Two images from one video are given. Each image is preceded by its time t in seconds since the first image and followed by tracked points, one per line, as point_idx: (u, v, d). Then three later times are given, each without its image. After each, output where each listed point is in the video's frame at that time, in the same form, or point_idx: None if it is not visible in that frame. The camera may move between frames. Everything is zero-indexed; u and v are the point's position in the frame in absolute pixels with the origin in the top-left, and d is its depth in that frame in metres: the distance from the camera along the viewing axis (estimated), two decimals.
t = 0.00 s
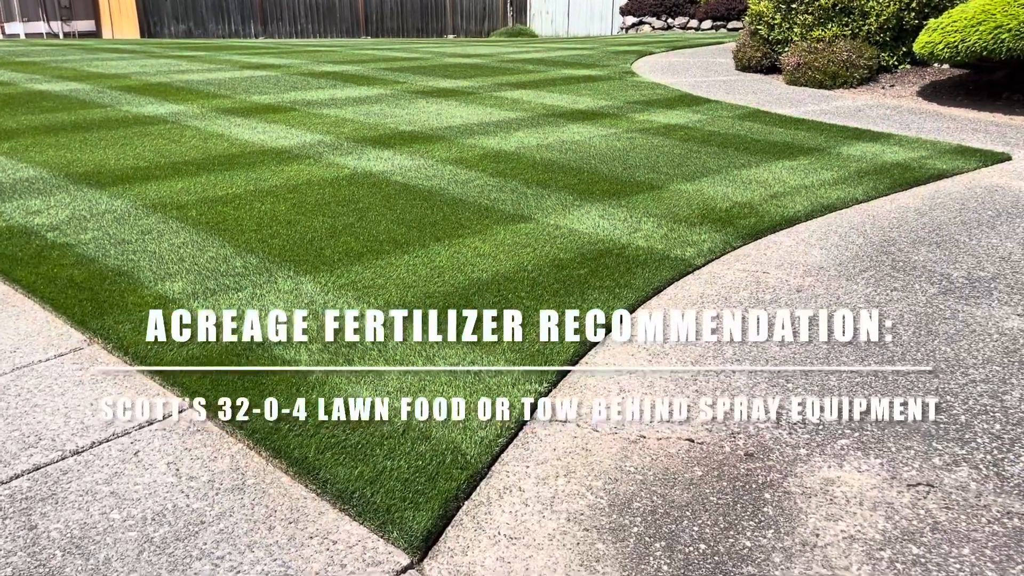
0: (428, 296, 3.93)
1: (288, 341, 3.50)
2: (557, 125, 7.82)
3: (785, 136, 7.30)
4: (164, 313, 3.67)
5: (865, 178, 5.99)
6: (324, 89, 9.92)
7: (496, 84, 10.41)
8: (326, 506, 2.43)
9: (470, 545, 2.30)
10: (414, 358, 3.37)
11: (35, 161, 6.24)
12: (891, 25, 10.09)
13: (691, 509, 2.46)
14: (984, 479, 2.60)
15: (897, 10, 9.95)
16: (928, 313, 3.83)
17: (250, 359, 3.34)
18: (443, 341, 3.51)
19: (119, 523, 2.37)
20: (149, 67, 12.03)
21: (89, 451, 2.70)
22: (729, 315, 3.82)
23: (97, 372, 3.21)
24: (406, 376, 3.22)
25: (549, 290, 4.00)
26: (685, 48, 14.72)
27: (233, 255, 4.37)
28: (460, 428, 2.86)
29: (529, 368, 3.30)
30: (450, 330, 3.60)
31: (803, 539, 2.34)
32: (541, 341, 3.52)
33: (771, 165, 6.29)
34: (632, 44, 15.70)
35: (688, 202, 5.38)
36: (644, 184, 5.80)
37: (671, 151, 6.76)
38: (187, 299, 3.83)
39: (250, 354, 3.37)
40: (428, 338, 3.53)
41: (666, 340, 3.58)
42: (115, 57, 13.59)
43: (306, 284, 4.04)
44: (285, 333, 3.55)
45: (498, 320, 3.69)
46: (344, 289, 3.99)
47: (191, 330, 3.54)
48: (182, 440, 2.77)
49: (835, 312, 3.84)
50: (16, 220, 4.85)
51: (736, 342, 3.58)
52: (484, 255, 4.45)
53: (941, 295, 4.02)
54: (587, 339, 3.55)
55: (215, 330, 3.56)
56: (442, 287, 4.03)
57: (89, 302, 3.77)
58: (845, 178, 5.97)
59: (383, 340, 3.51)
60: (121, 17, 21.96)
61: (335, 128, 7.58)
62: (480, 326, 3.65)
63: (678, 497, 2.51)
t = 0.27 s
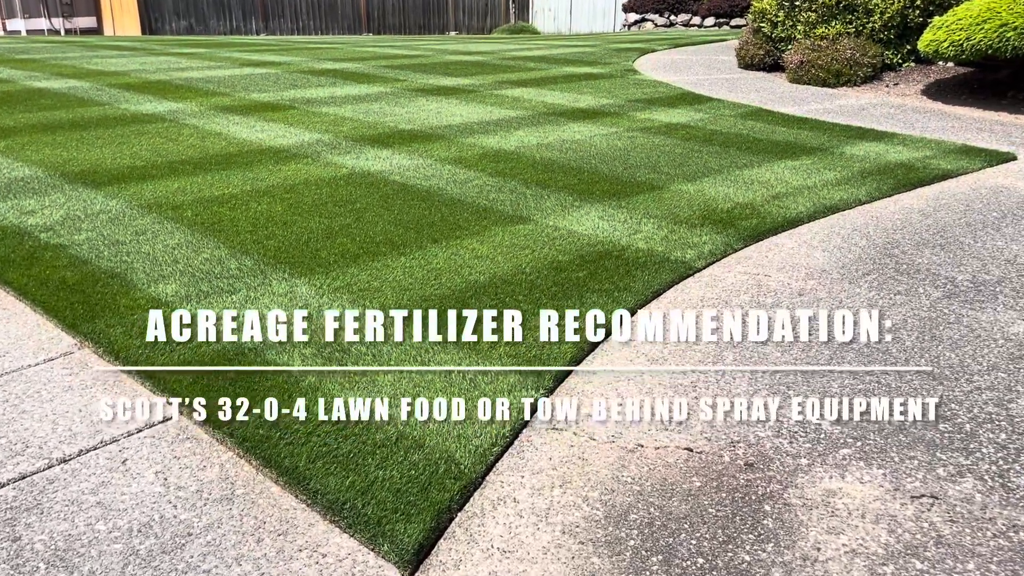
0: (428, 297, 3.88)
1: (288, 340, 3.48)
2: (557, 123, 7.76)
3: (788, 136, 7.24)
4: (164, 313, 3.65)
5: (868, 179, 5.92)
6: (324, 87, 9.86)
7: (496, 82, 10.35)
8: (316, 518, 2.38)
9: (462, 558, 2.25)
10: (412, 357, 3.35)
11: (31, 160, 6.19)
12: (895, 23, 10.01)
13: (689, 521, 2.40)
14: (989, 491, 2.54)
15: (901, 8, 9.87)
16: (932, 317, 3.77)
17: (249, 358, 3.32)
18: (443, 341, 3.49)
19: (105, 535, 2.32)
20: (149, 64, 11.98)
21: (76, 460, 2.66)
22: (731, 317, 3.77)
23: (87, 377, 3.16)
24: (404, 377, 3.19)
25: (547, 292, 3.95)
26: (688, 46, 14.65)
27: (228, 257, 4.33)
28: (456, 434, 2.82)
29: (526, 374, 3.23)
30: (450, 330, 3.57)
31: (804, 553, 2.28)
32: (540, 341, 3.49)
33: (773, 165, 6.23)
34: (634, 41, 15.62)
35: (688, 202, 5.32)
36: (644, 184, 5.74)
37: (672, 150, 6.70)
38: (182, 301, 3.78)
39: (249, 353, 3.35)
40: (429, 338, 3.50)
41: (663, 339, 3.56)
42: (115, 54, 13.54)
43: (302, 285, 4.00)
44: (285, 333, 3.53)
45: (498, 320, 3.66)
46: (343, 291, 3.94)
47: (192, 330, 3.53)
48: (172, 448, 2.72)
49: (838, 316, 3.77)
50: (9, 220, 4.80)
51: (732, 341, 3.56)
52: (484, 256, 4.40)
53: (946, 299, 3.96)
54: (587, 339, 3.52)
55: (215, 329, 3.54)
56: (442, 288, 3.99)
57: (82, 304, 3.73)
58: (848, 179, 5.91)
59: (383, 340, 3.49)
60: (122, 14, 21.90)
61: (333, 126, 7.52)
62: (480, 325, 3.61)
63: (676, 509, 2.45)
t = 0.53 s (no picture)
0: (430, 299, 3.84)
1: (288, 341, 3.45)
2: (560, 121, 7.72)
3: (792, 134, 7.19)
4: (164, 314, 3.63)
5: (873, 178, 5.87)
6: (325, 84, 9.82)
7: (499, 79, 10.30)
8: (314, 526, 2.35)
9: (462, 568, 2.22)
10: (412, 358, 3.33)
11: (31, 158, 6.17)
12: (900, 20, 9.94)
13: (693, 530, 2.37)
14: (997, 499, 2.50)
15: (907, 5, 9.80)
16: (939, 320, 3.72)
17: (249, 359, 3.30)
18: (443, 341, 3.47)
19: (101, 542, 2.29)
20: (151, 61, 11.94)
21: (73, 465, 2.63)
22: (735, 319, 3.73)
23: (84, 380, 3.13)
24: (405, 379, 3.16)
25: (549, 294, 3.91)
26: (691, 43, 14.58)
27: (228, 257, 4.30)
28: (457, 439, 2.79)
29: (527, 377, 3.19)
30: (450, 330, 3.55)
31: (809, 563, 2.25)
32: (541, 341, 3.47)
33: (778, 164, 6.18)
34: (638, 38, 15.55)
35: (692, 202, 5.28)
36: (647, 183, 5.70)
37: (676, 149, 6.65)
38: (181, 302, 3.75)
39: (249, 354, 3.33)
40: (429, 339, 3.48)
41: (664, 340, 3.54)
42: (117, 51, 13.51)
43: (302, 286, 3.97)
44: (285, 333, 3.50)
45: (498, 320, 3.63)
46: (343, 292, 3.91)
47: (191, 330, 3.50)
48: (169, 453, 2.69)
49: (844, 318, 3.73)
50: (9, 219, 4.78)
51: (734, 342, 3.54)
52: (486, 256, 4.37)
53: (952, 301, 3.92)
54: (588, 340, 3.49)
55: (215, 329, 3.52)
56: (444, 289, 3.96)
57: (81, 305, 3.70)
58: (853, 178, 5.86)
59: (383, 340, 3.46)
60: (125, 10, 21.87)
61: (335, 124, 7.49)
62: (481, 326, 3.58)
63: (679, 518, 2.42)
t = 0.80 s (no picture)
0: (437, 300, 3.80)
1: (286, 340, 3.42)
2: (565, 118, 7.66)
3: (800, 131, 7.12)
4: (168, 314, 3.59)
5: (883, 176, 5.82)
6: (329, 81, 9.76)
7: (504, 75, 10.24)
8: (323, 532, 2.31)
9: None
10: (417, 357, 3.30)
11: (34, 156, 6.13)
12: (908, 16, 9.86)
13: (709, 538, 2.33)
14: (1018, 506, 2.46)
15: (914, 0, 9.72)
16: (953, 321, 3.67)
17: (255, 360, 3.26)
18: (444, 341, 3.44)
19: (107, 550, 2.25)
20: (154, 58, 11.89)
21: (78, 470, 2.59)
22: (746, 320, 3.69)
23: (89, 382, 3.09)
24: (414, 382, 3.12)
25: (558, 294, 3.87)
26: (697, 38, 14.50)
27: (233, 256, 4.26)
28: (467, 443, 2.75)
29: (539, 381, 3.14)
30: (450, 330, 3.52)
31: (829, 571, 2.20)
32: (542, 341, 3.44)
33: (786, 162, 6.12)
34: (642, 33, 15.46)
35: (701, 200, 5.22)
36: (655, 181, 5.65)
37: (683, 146, 6.60)
38: (186, 302, 3.71)
39: (256, 355, 3.29)
40: (428, 338, 3.46)
41: (666, 338, 3.51)
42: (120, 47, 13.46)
43: (307, 286, 3.93)
44: (286, 332, 3.47)
45: (499, 319, 3.61)
46: (348, 292, 3.87)
47: (193, 329, 3.47)
48: (175, 458, 2.65)
49: (856, 319, 3.69)
50: (12, 218, 4.74)
51: (739, 340, 3.51)
52: (492, 256, 4.33)
53: (966, 302, 3.86)
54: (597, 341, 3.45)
55: (218, 328, 3.49)
56: (450, 289, 3.91)
57: (85, 306, 3.66)
58: (863, 176, 5.80)
59: (383, 340, 3.44)
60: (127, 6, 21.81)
61: (339, 121, 7.43)
62: (480, 325, 3.56)
63: (695, 525, 2.37)
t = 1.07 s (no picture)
0: (450, 302, 3.74)
1: (295, 343, 3.37)
2: (575, 116, 7.59)
3: (812, 130, 7.05)
4: (178, 317, 3.54)
5: (899, 175, 5.75)
6: (336, 78, 9.69)
7: (511, 73, 10.17)
8: (343, 543, 2.26)
9: None
10: (431, 360, 3.25)
11: (41, 155, 6.07)
12: (918, 12, 9.78)
13: (740, 549, 2.27)
14: None
15: None
16: (978, 324, 3.61)
17: (269, 364, 3.21)
18: (444, 341, 3.41)
19: (124, 562, 2.20)
20: (158, 55, 11.82)
21: (92, 478, 2.54)
22: (766, 323, 3.63)
23: (102, 387, 3.04)
24: (432, 386, 3.05)
25: (573, 296, 3.81)
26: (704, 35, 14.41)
27: (243, 257, 4.20)
28: (488, 451, 2.69)
29: (559, 387, 3.07)
30: (450, 330, 3.49)
31: None
32: (541, 340, 3.41)
33: (800, 160, 6.05)
34: (649, 30, 15.37)
35: (715, 200, 5.16)
36: (668, 180, 5.58)
37: (695, 144, 6.53)
38: (197, 304, 3.66)
39: (270, 359, 3.24)
40: (428, 339, 3.42)
41: (665, 339, 3.48)
42: (124, 44, 13.40)
43: (318, 286, 3.89)
44: (286, 333, 3.44)
45: (499, 319, 3.57)
46: (360, 293, 3.82)
47: (195, 330, 3.44)
48: (191, 466, 2.60)
49: (877, 322, 3.63)
50: (19, 218, 4.68)
51: (756, 342, 3.47)
52: (504, 257, 4.27)
53: (990, 304, 3.80)
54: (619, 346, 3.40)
55: (227, 330, 3.45)
56: (464, 291, 3.86)
57: (96, 308, 3.61)
58: (879, 175, 5.74)
59: (381, 339, 3.41)
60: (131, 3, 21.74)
61: (347, 119, 7.37)
62: (481, 325, 3.53)
63: (724, 536, 2.32)
